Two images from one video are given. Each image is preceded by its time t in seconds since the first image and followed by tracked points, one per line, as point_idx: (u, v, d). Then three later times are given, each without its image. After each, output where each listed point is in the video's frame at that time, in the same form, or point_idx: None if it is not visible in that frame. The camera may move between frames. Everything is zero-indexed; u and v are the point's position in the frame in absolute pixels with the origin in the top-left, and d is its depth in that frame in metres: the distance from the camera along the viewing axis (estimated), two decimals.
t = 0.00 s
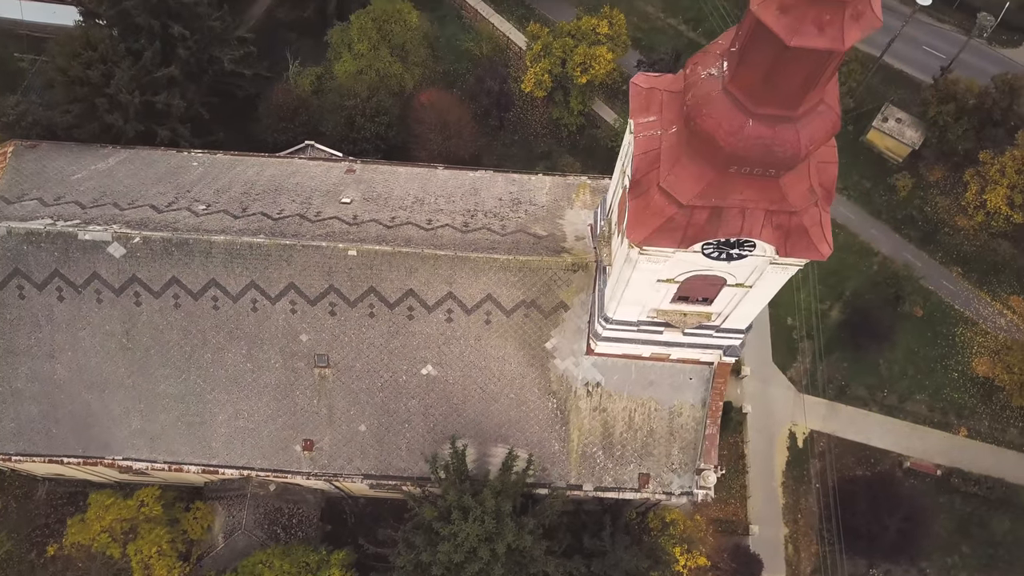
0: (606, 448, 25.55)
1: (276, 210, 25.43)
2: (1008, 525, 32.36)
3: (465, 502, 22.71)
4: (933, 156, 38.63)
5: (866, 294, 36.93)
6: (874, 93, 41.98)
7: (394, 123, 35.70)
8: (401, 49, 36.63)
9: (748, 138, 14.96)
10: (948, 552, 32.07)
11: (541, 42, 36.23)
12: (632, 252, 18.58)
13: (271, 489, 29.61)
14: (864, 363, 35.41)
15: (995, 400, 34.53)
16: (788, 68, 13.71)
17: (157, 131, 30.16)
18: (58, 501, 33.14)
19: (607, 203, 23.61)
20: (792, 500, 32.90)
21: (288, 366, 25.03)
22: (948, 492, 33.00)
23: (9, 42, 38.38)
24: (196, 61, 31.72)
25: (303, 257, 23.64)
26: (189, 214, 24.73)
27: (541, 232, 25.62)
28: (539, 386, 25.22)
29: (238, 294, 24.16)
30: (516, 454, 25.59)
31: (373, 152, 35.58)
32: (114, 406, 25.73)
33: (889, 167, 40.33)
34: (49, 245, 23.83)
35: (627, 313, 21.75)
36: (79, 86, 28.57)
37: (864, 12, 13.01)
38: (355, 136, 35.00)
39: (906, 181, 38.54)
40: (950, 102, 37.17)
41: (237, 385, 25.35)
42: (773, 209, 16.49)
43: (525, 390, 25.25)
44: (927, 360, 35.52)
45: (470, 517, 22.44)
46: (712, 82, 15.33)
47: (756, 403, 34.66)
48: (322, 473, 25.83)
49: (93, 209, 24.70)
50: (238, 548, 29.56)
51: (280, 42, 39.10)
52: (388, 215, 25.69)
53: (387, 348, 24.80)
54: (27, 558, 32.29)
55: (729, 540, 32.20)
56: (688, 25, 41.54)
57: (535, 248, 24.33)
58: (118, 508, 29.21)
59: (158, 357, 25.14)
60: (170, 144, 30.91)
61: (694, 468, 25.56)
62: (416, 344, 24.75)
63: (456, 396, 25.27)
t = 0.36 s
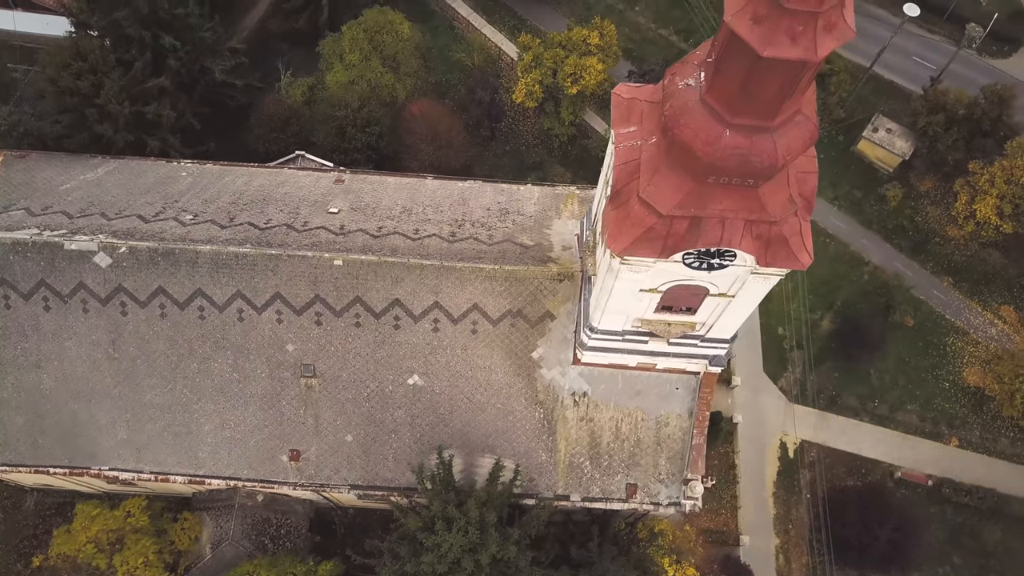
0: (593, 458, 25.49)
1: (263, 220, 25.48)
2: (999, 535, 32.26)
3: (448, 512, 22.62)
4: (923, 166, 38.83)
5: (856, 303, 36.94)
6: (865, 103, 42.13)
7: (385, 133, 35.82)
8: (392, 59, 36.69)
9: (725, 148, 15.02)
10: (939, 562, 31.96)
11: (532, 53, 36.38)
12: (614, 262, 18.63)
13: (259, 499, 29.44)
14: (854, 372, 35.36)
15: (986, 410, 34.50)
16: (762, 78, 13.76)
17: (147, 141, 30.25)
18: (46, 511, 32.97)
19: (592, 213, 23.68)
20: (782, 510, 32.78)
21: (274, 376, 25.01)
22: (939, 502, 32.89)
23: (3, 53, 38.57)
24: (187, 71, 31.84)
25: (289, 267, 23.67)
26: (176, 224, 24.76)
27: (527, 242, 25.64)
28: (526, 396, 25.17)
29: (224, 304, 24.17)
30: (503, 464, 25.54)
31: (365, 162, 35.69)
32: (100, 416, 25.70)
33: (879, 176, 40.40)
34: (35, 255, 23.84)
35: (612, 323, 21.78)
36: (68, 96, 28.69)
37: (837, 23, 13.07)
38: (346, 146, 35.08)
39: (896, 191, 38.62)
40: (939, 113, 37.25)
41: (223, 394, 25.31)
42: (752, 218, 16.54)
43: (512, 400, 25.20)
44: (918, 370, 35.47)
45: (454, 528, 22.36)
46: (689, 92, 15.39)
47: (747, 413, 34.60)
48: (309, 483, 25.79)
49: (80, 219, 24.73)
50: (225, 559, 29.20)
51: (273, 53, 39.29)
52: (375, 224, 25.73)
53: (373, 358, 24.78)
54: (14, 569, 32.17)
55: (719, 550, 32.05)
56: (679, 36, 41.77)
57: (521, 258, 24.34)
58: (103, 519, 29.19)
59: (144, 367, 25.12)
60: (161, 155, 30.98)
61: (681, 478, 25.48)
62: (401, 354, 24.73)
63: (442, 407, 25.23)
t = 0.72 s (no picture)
0: (580, 469, 25.42)
1: (250, 230, 25.52)
2: (991, 546, 32.13)
3: (433, 523, 22.54)
4: (914, 177, 38.95)
5: (847, 314, 36.93)
6: (857, 114, 42.26)
7: (377, 144, 35.90)
8: (384, 70, 36.83)
9: (702, 159, 15.05)
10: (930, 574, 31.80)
11: (523, 64, 36.55)
12: (596, 272, 18.69)
13: (247, 510, 29.51)
14: (846, 383, 35.31)
15: (977, 420, 34.43)
16: (737, 89, 13.80)
17: (137, 152, 30.33)
18: (35, 522, 32.81)
19: (578, 223, 23.72)
20: (774, 521, 32.65)
21: (261, 386, 24.98)
22: (930, 513, 32.76)
23: None
24: (179, 82, 31.94)
25: (275, 277, 23.69)
26: (163, 234, 24.79)
27: (515, 252, 25.66)
28: (513, 406, 25.13)
29: (210, 314, 24.18)
30: (490, 475, 25.50)
31: (356, 173, 35.82)
32: (86, 426, 25.66)
33: (871, 187, 40.44)
34: (22, 266, 23.82)
35: (597, 333, 21.83)
36: (59, 107, 28.97)
37: (810, 34, 13.10)
38: (337, 157, 35.18)
39: (887, 201, 38.70)
40: (929, 124, 37.43)
41: (210, 405, 25.28)
42: (732, 229, 16.55)
43: (499, 411, 25.15)
44: (909, 380, 35.42)
45: (437, 539, 22.26)
46: (668, 103, 15.43)
47: (738, 423, 34.51)
48: (296, 494, 25.78)
49: (67, 229, 24.73)
50: (213, 569, 29.22)
51: (266, 64, 39.50)
52: (362, 235, 25.74)
53: (359, 368, 24.76)
54: None
55: (710, 562, 31.89)
56: (670, 47, 42.00)
57: (508, 268, 24.36)
58: (91, 529, 29.08)
59: (131, 378, 25.09)
60: (151, 165, 31.07)
61: (668, 489, 25.40)
62: (387, 364, 24.71)
63: (429, 417, 25.20)
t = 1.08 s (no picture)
0: (566, 480, 25.33)
1: (237, 241, 25.58)
2: (982, 558, 31.99)
3: (416, 535, 22.38)
4: (904, 189, 39.12)
5: (838, 325, 36.92)
6: (847, 125, 42.44)
7: (367, 155, 35.97)
8: (376, 82, 37.02)
9: (678, 170, 15.11)
10: None
11: (514, 76, 36.72)
12: (577, 283, 18.73)
13: (234, 522, 29.15)
14: (837, 394, 35.24)
15: (967, 432, 34.35)
16: (709, 101, 13.87)
17: (127, 164, 30.46)
18: (22, 535, 32.63)
19: (562, 234, 23.77)
20: (764, 534, 32.48)
21: (246, 398, 24.94)
22: (921, 525, 32.63)
23: None
24: (169, 94, 32.10)
25: (260, 289, 23.72)
26: (150, 245, 24.83)
27: (501, 263, 25.67)
28: (499, 418, 25.06)
29: (196, 325, 24.18)
30: (476, 487, 25.40)
31: (347, 184, 35.94)
32: (72, 438, 25.60)
33: (861, 199, 40.51)
34: (7, 277, 23.87)
35: (581, 344, 21.84)
36: (48, 119, 29.10)
37: (781, 47, 13.17)
38: (328, 168, 35.33)
39: (877, 213, 38.78)
40: (919, 136, 37.61)
41: (196, 416, 25.23)
42: (710, 240, 16.59)
43: (485, 422, 25.07)
44: (900, 391, 35.37)
45: (420, 551, 22.14)
46: (644, 115, 15.52)
47: (728, 435, 34.41)
48: (282, 506, 25.74)
49: (54, 240, 24.77)
50: None
51: (259, 77, 39.72)
52: (349, 246, 25.79)
53: (345, 380, 24.74)
54: None
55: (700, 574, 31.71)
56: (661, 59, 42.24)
57: (494, 279, 24.36)
58: (75, 542, 28.78)
59: (116, 389, 25.05)
60: (141, 176, 31.18)
61: (655, 501, 25.34)
62: (373, 376, 24.69)
63: (415, 429, 25.12)
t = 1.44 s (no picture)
0: (554, 492, 25.23)
1: (225, 253, 25.63)
2: (974, 570, 31.86)
3: (400, 547, 22.24)
4: (895, 200, 39.24)
5: (829, 336, 36.88)
6: (838, 137, 42.61)
7: (359, 167, 36.08)
8: (368, 94, 37.32)
9: (656, 182, 15.17)
10: None
11: (506, 88, 36.91)
12: (559, 294, 18.77)
13: (222, 534, 29.15)
14: (828, 406, 35.17)
15: (959, 443, 34.27)
16: (685, 113, 13.93)
17: (118, 175, 30.61)
18: (10, 547, 32.45)
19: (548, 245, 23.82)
20: (755, 546, 32.36)
21: (233, 409, 24.89)
22: (913, 537, 32.50)
23: None
24: (161, 106, 32.27)
25: (247, 300, 23.74)
26: (137, 256, 24.87)
27: (488, 274, 25.69)
28: (486, 429, 24.99)
29: (182, 336, 24.18)
30: (463, 499, 25.31)
31: (338, 196, 36.02)
32: (58, 450, 25.52)
33: (852, 211, 40.61)
34: None
35: (566, 355, 21.83)
36: (38, 131, 29.20)
37: (755, 59, 13.22)
38: (320, 180, 35.45)
39: (868, 224, 38.88)
40: (909, 147, 37.79)
41: (183, 428, 25.16)
42: (690, 251, 16.63)
43: (472, 433, 25.00)
44: (891, 403, 35.30)
45: (404, 562, 22.01)
46: (622, 126, 15.59)
47: (719, 446, 34.32)
48: (269, 518, 25.58)
49: (42, 251, 24.81)
50: None
51: (252, 89, 39.95)
52: (337, 257, 25.84)
53: (331, 392, 24.72)
54: None
55: None
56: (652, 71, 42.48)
57: (480, 290, 24.36)
58: (62, 555, 28.52)
59: (103, 401, 25.01)
60: (132, 188, 31.32)
61: (642, 513, 25.21)
62: (359, 387, 24.66)
63: (402, 440, 25.06)
